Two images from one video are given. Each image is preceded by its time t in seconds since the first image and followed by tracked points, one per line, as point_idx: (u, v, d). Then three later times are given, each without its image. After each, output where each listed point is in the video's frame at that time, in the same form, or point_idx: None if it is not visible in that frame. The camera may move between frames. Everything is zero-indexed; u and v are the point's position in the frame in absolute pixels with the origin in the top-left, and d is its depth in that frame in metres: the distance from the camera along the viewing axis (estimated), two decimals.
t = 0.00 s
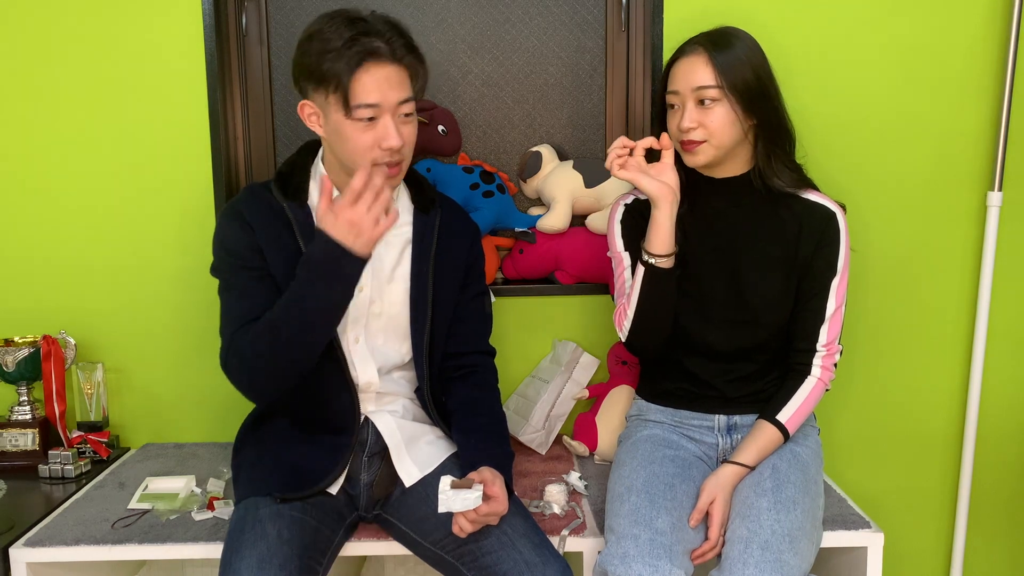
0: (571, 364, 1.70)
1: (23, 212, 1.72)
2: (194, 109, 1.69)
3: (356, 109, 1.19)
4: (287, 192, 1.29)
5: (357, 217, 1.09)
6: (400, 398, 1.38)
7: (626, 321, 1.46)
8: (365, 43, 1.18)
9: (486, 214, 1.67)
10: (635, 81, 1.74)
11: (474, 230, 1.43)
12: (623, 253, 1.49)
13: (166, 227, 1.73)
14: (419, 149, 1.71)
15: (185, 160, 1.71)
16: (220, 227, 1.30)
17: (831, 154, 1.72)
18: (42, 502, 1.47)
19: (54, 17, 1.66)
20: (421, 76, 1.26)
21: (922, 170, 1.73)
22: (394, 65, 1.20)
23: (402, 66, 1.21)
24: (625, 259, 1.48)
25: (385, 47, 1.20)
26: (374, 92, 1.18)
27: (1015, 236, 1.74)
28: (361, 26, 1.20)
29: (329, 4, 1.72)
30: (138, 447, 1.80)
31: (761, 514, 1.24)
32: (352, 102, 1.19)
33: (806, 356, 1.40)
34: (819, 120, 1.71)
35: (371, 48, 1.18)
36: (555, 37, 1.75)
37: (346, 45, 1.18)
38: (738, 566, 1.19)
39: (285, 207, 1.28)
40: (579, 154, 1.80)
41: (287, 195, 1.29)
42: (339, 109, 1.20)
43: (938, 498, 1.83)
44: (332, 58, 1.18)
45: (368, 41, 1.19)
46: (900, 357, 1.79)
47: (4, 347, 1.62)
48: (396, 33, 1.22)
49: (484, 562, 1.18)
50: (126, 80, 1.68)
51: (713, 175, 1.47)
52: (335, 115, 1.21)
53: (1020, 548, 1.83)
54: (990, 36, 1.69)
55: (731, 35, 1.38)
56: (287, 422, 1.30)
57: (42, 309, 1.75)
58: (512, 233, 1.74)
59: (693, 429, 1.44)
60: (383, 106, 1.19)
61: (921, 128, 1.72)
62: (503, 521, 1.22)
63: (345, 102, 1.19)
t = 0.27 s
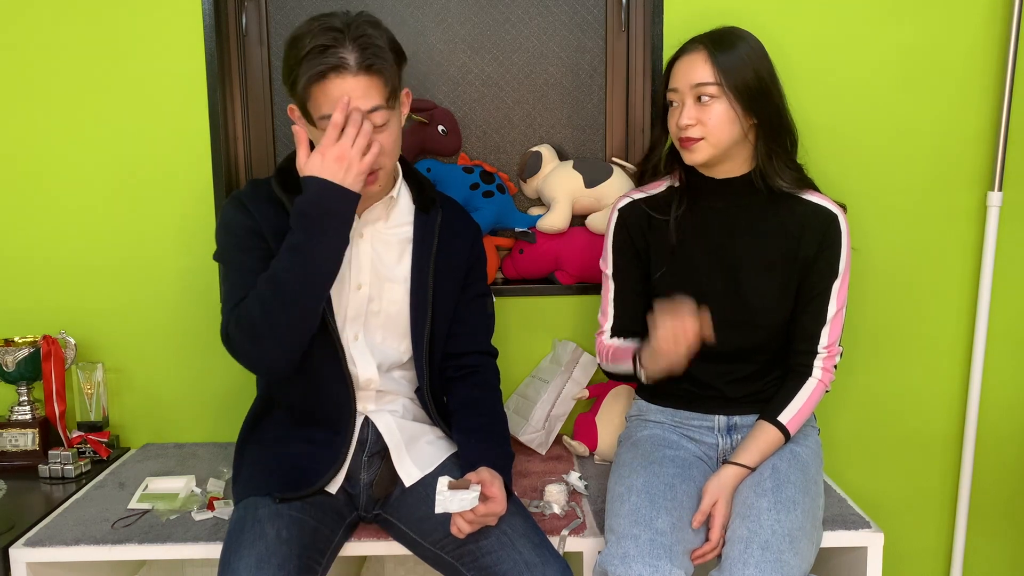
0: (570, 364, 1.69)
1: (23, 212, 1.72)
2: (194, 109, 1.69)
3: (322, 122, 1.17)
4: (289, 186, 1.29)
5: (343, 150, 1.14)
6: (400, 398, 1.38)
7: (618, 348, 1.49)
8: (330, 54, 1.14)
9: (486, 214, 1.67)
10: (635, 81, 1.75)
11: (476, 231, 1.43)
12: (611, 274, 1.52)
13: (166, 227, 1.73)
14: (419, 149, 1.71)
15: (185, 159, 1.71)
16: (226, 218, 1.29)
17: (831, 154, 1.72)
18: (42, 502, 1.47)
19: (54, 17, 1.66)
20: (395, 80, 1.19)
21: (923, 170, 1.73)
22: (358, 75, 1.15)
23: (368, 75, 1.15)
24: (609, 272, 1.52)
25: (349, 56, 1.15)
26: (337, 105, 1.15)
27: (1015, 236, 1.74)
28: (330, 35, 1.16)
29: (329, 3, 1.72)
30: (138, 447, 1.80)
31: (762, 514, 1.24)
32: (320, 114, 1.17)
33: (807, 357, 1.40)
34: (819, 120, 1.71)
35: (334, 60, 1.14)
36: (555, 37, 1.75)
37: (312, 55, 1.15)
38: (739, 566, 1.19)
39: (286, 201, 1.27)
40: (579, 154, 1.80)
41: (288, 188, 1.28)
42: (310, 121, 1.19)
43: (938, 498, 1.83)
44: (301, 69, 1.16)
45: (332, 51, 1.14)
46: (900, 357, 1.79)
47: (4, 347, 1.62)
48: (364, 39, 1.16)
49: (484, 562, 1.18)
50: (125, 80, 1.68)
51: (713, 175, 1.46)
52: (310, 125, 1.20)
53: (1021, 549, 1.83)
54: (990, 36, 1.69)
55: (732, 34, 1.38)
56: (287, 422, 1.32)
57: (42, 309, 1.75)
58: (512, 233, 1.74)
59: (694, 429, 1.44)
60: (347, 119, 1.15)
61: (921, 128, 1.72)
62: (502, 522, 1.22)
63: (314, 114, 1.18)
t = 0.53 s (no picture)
0: (570, 364, 1.70)
1: (24, 212, 1.72)
2: (194, 109, 1.69)
3: (309, 128, 1.18)
4: (287, 190, 1.29)
5: (366, 164, 1.16)
6: (400, 397, 1.38)
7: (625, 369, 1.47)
8: (316, 62, 1.14)
9: (486, 214, 1.67)
10: (635, 81, 1.75)
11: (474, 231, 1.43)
12: (614, 282, 1.52)
13: (166, 227, 1.73)
14: (419, 149, 1.71)
15: (185, 160, 1.71)
16: (227, 216, 1.29)
17: (831, 154, 1.72)
18: (42, 502, 1.47)
19: (54, 17, 1.67)
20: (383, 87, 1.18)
21: (923, 170, 1.73)
22: (345, 83, 1.15)
23: (355, 83, 1.15)
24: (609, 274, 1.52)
25: (336, 64, 1.14)
26: (324, 112, 1.16)
27: (1015, 236, 1.74)
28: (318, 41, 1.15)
29: (328, 3, 1.72)
30: (138, 447, 1.80)
31: (761, 514, 1.24)
32: (306, 119, 1.17)
33: (808, 357, 1.40)
34: (819, 120, 1.71)
35: (320, 68, 1.14)
36: (555, 37, 1.75)
37: (299, 61, 1.15)
38: (738, 566, 1.19)
39: (286, 205, 1.28)
40: (579, 154, 1.80)
41: (286, 193, 1.28)
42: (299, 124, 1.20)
43: (938, 498, 1.83)
44: (287, 73, 1.17)
45: (319, 57, 1.14)
46: (900, 357, 1.78)
47: (4, 347, 1.62)
48: (353, 46, 1.15)
49: (484, 562, 1.18)
50: (126, 80, 1.68)
51: (709, 175, 1.46)
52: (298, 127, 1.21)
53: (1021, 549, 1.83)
54: (990, 36, 1.69)
55: (735, 34, 1.39)
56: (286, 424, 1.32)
57: (42, 309, 1.75)
58: (512, 233, 1.74)
59: (694, 429, 1.45)
60: (334, 126, 1.16)
61: (921, 127, 1.72)
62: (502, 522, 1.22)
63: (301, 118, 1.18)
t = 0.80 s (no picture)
0: (570, 364, 1.69)
1: (24, 212, 1.72)
2: (194, 109, 1.69)
3: (337, 109, 1.19)
4: (285, 199, 1.29)
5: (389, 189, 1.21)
6: (401, 399, 1.38)
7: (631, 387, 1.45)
8: (338, 42, 1.18)
9: (486, 214, 1.67)
10: (635, 81, 1.74)
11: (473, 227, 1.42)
12: (615, 285, 1.51)
13: (166, 227, 1.73)
14: (419, 149, 1.71)
15: (185, 160, 1.71)
16: (216, 245, 1.29)
17: (831, 154, 1.72)
18: (42, 502, 1.47)
19: (54, 17, 1.66)
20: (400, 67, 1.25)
21: (923, 170, 1.73)
22: (369, 60, 1.19)
23: (377, 61, 1.20)
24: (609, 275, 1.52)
25: (358, 43, 1.19)
26: (352, 91, 1.18)
27: (1015, 236, 1.74)
28: (333, 26, 1.19)
29: (328, 3, 1.72)
30: (138, 447, 1.80)
31: (761, 514, 1.24)
32: (331, 102, 1.19)
33: (810, 359, 1.39)
34: (819, 120, 1.71)
35: (344, 46, 1.18)
36: (555, 37, 1.75)
37: (319, 46, 1.18)
38: (738, 566, 1.19)
39: (284, 215, 1.28)
40: (579, 154, 1.79)
41: (285, 202, 1.29)
42: (320, 111, 1.21)
43: (938, 498, 1.83)
44: (306, 61, 1.19)
45: (339, 39, 1.18)
46: (900, 357, 1.78)
47: (4, 347, 1.62)
48: (368, 29, 1.21)
49: (484, 565, 1.18)
50: (125, 80, 1.68)
51: (716, 176, 1.46)
52: (318, 118, 1.22)
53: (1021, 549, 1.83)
54: (990, 36, 1.68)
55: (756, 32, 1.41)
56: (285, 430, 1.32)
57: (42, 309, 1.75)
58: (512, 233, 1.74)
59: (694, 429, 1.44)
60: (363, 104, 1.19)
61: (921, 128, 1.72)
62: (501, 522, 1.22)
63: (325, 102, 1.20)
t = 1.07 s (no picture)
0: (570, 364, 1.69)
1: (24, 212, 1.72)
2: (194, 109, 1.69)
3: (336, 112, 1.19)
4: (284, 200, 1.29)
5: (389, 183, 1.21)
6: (401, 400, 1.38)
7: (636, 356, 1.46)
8: (333, 45, 1.18)
9: (486, 214, 1.67)
10: (635, 81, 1.74)
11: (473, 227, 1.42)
12: (617, 279, 1.52)
13: (166, 227, 1.73)
14: (419, 149, 1.71)
15: (185, 160, 1.71)
16: (215, 246, 1.29)
17: (831, 154, 1.72)
18: (42, 502, 1.47)
19: (54, 17, 1.66)
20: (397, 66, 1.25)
21: (923, 169, 1.73)
22: (365, 61, 1.19)
23: (373, 62, 1.20)
24: (614, 271, 1.52)
25: (353, 45, 1.19)
26: (350, 94, 1.18)
27: (1015, 236, 1.74)
28: (327, 28, 1.19)
29: (328, 3, 1.72)
30: (138, 447, 1.80)
31: (761, 514, 1.24)
32: (330, 106, 1.19)
33: (810, 360, 1.39)
34: (819, 120, 1.71)
35: (339, 49, 1.18)
36: (555, 37, 1.75)
37: (315, 49, 1.18)
38: (739, 567, 1.19)
39: (283, 215, 1.28)
40: (579, 154, 1.79)
41: (284, 203, 1.29)
42: (319, 115, 1.21)
43: (938, 498, 1.83)
44: (302, 66, 1.19)
45: (334, 42, 1.18)
46: (900, 358, 1.78)
47: (4, 347, 1.62)
48: (362, 30, 1.21)
49: (484, 566, 1.18)
50: (125, 80, 1.68)
51: (714, 176, 1.46)
52: (317, 122, 1.22)
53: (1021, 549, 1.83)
54: (990, 36, 1.68)
55: (755, 31, 1.40)
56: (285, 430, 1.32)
57: (41, 309, 1.75)
58: (512, 233, 1.74)
59: (694, 429, 1.44)
60: (362, 106, 1.19)
61: (921, 127, 1.72)
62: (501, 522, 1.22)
63: (324, 106, 1.20)
